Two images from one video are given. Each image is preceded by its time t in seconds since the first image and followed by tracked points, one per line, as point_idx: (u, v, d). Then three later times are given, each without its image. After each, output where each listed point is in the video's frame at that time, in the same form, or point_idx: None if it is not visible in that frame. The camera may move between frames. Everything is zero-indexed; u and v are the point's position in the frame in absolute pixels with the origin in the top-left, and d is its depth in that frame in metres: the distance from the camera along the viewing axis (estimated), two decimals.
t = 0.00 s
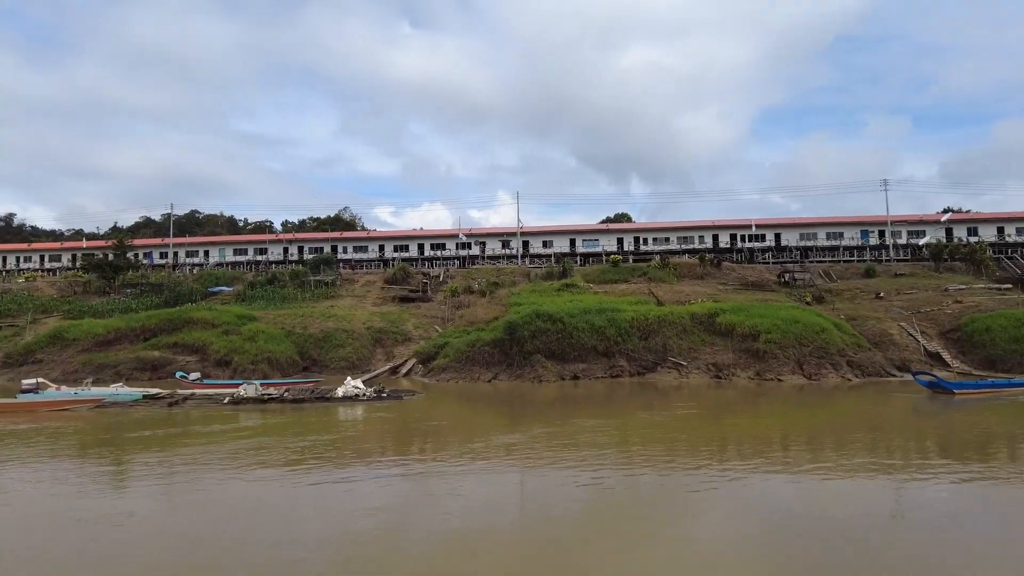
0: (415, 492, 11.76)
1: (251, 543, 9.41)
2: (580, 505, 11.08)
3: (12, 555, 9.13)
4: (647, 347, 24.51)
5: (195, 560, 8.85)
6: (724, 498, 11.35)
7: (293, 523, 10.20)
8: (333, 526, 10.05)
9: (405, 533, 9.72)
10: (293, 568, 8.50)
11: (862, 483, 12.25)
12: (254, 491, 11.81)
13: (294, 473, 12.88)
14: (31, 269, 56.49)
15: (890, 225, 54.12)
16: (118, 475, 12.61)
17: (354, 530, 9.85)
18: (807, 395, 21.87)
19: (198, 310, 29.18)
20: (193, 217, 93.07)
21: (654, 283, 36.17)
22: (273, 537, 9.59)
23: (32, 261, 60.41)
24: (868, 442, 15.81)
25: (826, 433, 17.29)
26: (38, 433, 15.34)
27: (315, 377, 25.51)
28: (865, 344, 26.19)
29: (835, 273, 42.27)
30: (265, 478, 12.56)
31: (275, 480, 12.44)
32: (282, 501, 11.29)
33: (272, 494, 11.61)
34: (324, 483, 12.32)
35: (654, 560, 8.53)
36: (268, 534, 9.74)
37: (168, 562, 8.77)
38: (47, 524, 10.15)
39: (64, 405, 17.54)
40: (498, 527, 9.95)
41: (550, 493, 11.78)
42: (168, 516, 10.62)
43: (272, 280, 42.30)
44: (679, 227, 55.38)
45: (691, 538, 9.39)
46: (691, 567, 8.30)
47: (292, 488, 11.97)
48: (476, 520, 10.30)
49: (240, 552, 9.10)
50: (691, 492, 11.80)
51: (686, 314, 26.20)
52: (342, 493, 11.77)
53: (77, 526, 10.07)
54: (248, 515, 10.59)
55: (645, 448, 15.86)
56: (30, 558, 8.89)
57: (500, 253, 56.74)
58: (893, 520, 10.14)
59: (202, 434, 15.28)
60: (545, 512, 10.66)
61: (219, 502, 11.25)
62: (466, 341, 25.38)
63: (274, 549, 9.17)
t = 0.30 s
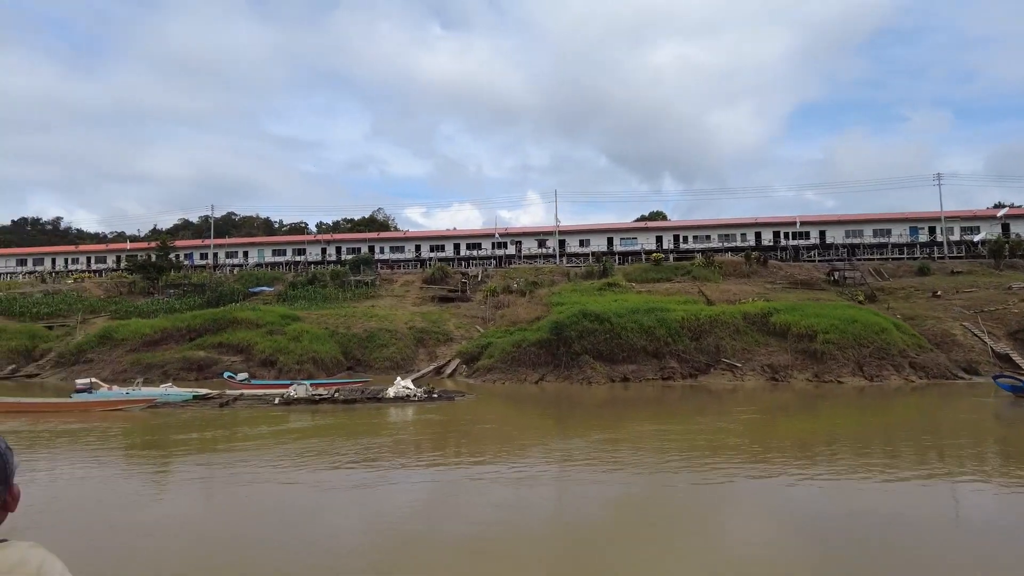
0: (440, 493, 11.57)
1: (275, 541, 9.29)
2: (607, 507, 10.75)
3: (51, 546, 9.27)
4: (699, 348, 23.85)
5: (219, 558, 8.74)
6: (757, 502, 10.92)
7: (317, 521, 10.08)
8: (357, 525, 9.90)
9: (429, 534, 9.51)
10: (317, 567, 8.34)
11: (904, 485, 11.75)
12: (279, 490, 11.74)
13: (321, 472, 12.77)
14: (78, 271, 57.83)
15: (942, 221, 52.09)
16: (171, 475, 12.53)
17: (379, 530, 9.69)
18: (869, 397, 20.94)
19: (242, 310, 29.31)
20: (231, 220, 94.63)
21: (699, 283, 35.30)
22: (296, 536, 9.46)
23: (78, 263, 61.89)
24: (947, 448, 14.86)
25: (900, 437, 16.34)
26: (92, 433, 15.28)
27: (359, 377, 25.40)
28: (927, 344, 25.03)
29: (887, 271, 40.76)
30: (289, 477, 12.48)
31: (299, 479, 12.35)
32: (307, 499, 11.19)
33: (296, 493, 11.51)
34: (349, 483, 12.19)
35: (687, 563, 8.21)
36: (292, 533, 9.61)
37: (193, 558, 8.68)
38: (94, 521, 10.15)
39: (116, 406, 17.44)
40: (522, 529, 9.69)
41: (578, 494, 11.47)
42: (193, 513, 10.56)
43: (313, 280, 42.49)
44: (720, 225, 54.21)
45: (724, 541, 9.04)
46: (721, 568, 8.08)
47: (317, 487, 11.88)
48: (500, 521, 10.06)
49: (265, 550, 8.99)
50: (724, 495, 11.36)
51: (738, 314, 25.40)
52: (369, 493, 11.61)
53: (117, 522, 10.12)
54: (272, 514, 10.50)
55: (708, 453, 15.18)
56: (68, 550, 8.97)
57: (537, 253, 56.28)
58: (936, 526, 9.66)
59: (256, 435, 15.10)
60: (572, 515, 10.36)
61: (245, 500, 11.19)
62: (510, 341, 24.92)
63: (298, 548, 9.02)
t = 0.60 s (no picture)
0: (471, 493, 11.41)
1: (305, 542, 9.23)
2: (639, 513, 10.47)
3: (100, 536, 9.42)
4: (753, 349, 23.04)
5: (251, 557, 8.71)
6: (795, 509, 10.55)
7: (347, 522, 10.00)
8: (386, 527, 9.80)
9: (459, 537, 9.37)
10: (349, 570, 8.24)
11: (949, 496, 11.28)
12: (309, 488, 11.67)
13: (355, 470, 12.67)
14: (122, 272, 58.95)
15: (997, 216, 49.86)
16: (222, 476, 12.35)
17: (408, 532, 9.58)
18: (936, 398, 19.88)
19: (284, 311, 29.33)
20: (267, 221, 95.80)
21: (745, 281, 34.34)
22: (327, 536, 9.38)
23: (121, 264, 63.11)
24: None
25: (979, 442, 15.32)
26: (143, 434, 15.11)
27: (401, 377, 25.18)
28: (995, 344, 23.77)
29: (941, 267, 39.12)
30: (319, 474, 12.42)
31: (328, 476, 12.29)
32: (337, 498, 11.11)
33: (327, 491, 11.44)
34: (378, 481, 12.11)
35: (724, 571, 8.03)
36: (322, 533, 9.54)
37: (224, 557, 8.65)
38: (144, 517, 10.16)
39: (166, 407, 17.09)
40: (552, 533, 9.49)
41: (610, 498, 11.20)
42: (225, 511, 10.55)
43: (351, 280, 42.61)
44: (762, 221, 52.93)
45: (761, 550, 8.88)
46: None
47: (347, 485, 11.81)
48: (530, 524, 9.88)
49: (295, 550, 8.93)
50: (763, 503, 11.01)
51: (792, 313, 24.51)
52: (406, 492, 11.50)
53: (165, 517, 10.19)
54: (302, 512, 10.46)
55: (776, 458, 14.42)
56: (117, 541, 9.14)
57: (574, 251, 55.68)
58: (981, 539, 9.25)
59: (305, 437, 14.77)
60: (603, 519, 10.12)
61: (277, 498, 11.14)
62: (555, 341, 24.37)
63: (328, 549, 8.94)
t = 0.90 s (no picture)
0: (506, 492, 11.13)
1: (337, 540, 9.05)
2: (678, 514, 10.09)
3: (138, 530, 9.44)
4: (810, 350, 22.23)
5: (282, 554, 8.56)
6: (843, 515, 10.04)
7: (379, 521, 9.80)
8: (419, 526, 9.58)
9: (493, 537, 9.10)
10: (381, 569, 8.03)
11: None
12: (344, 485, 11.58)
13: (393, 469, 12.45)
14: (163, 272, 59.96)
15: None
16: (274, 476, 12.11)
17: (440, 531, 9.35)
18: (1011, 401, 18.77)
19: (325, 310, 29.28)
20: (302, 223, 96.90)
21: (793, 280, 33.25)
22: (357, 535, 9.23)
23: (162, 264, 64.24)
24: None
25: None
26: (193, 433, 14.94)
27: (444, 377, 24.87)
28: None
29: (1001, 264, 37.38)
30: (351, 472, 12.27)
31: (361, 475, 12.14)
32: (369, 496, 11.00)
33: (360, 489, 11.32)
34: (412, 480, 11.90)
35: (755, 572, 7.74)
36: (353, 531, 9.35)
37: (254, 553, 8.51)
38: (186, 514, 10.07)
39: (214, 408, 16.79)
40: (588, 534, 9.17)
41: (649, 499, 10.82)
42: (259, 508, 10.43)
43: (389, 280, 42.59)
44: (805, 218, 51.63)
45: (796, 552, 8.55)
46: None
47: (380, 483, 11.63)
48: (565, 524, 9.57)
49: (326, 548, 8.75)
50: (812, 506, 10.51)
51: (850, 312, 23.54)
52: (443, 489, 11.31)
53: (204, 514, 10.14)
54: (334, 510, 10.30)
55: (850, 463, 13.58)
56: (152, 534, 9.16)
57: (611, 249, 54.96)
58: None
59: (355, 438, 14.42)
60: (641, 520, 9.76)
61: (312, 496, 11.01)
62: (602, 341, 23.80)
63: (359, 548, 8.74)
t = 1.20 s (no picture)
0: (534, 493, 10.87)
1: (362, 540, 8.88)
2: (710, 516, 9.76)
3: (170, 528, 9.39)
4: (870, 351, 21.23)
5: (307, 555, 8.39)
6: (890, 521, 9.52)
7: (405, 521, 9.63)
8: (445, 526, 9.39)
9: (519, 539, 8.89)
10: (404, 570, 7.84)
11: None
12: (377, 485, 11.40)
13: (434, 470, 12.17)
14: (203, 273, 60.75)
15: None
16: (322, 476, 11.82)
17: (465, 531, 9.16)
18: None
19: (365, 310, 29.18)
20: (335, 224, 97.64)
21: (843, 279, 32.09)
22: (386, 536, 9.03)
23: (201, 266, 65.17)
24: None
25: None
26: (239, 432, 14.64)
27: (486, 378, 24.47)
28: None
29: None
30: (378, 471, 12.15)
31: (387, 473, 12.01)
32: (401, 496, 10.81)
33: (393, 490, 11.13)
34: (438, 479, 11.75)
35: None
36: (377, 531, 9.20)
37: (279, 548, 8.34)
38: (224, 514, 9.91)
39: (259, 409, 16.22)
40: (616, 536, 8.89)
41: (689, 502, 10.42)
42: (289, 508, 10.29)
43: (426, 280, 42.47)
44: (851, 215, 50.11)
45: (838, 558, 8.11)
46: None
47: (407, 483, 11.47)
48: (594, 526, 9.30)
49: (351, 548, 8.58)
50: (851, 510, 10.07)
51: (911, 311, 22.45)
52: (485, 492, 10.98)
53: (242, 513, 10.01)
54: (359, 510, 10.15)
55: (929, 470, 12.70)
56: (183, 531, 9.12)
57: (649, 248, 54.06)
58: None
59: (404, 440, 14.01)
60: (671, 522, 9.47)
61: (346, 496, 10.83)
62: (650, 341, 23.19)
63: (383, 548, 8.57)
